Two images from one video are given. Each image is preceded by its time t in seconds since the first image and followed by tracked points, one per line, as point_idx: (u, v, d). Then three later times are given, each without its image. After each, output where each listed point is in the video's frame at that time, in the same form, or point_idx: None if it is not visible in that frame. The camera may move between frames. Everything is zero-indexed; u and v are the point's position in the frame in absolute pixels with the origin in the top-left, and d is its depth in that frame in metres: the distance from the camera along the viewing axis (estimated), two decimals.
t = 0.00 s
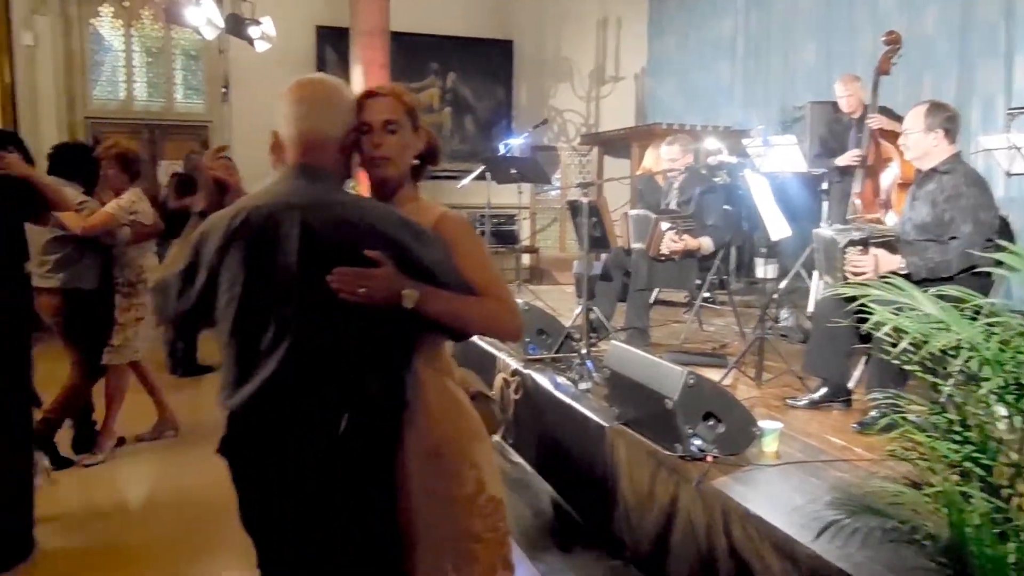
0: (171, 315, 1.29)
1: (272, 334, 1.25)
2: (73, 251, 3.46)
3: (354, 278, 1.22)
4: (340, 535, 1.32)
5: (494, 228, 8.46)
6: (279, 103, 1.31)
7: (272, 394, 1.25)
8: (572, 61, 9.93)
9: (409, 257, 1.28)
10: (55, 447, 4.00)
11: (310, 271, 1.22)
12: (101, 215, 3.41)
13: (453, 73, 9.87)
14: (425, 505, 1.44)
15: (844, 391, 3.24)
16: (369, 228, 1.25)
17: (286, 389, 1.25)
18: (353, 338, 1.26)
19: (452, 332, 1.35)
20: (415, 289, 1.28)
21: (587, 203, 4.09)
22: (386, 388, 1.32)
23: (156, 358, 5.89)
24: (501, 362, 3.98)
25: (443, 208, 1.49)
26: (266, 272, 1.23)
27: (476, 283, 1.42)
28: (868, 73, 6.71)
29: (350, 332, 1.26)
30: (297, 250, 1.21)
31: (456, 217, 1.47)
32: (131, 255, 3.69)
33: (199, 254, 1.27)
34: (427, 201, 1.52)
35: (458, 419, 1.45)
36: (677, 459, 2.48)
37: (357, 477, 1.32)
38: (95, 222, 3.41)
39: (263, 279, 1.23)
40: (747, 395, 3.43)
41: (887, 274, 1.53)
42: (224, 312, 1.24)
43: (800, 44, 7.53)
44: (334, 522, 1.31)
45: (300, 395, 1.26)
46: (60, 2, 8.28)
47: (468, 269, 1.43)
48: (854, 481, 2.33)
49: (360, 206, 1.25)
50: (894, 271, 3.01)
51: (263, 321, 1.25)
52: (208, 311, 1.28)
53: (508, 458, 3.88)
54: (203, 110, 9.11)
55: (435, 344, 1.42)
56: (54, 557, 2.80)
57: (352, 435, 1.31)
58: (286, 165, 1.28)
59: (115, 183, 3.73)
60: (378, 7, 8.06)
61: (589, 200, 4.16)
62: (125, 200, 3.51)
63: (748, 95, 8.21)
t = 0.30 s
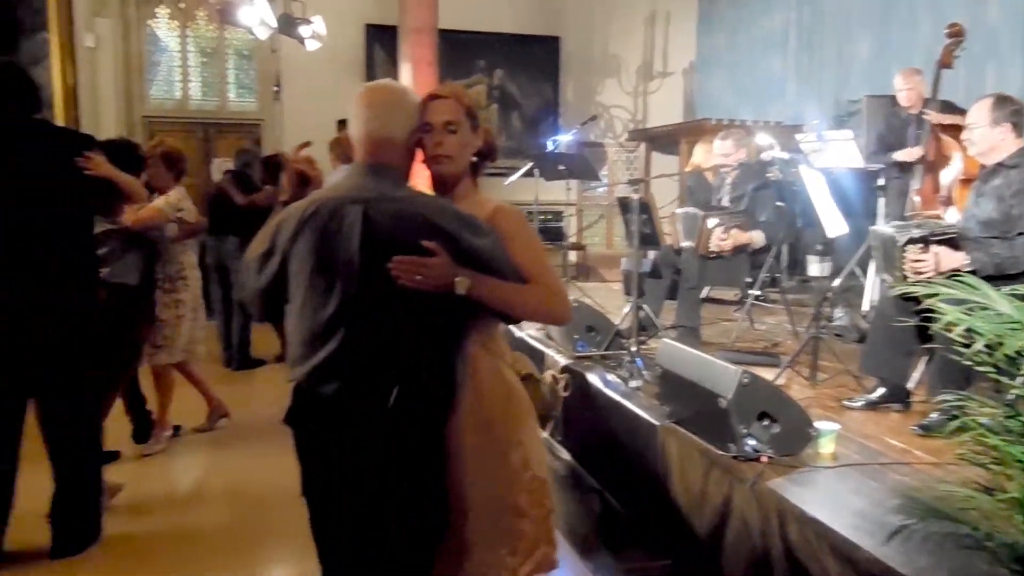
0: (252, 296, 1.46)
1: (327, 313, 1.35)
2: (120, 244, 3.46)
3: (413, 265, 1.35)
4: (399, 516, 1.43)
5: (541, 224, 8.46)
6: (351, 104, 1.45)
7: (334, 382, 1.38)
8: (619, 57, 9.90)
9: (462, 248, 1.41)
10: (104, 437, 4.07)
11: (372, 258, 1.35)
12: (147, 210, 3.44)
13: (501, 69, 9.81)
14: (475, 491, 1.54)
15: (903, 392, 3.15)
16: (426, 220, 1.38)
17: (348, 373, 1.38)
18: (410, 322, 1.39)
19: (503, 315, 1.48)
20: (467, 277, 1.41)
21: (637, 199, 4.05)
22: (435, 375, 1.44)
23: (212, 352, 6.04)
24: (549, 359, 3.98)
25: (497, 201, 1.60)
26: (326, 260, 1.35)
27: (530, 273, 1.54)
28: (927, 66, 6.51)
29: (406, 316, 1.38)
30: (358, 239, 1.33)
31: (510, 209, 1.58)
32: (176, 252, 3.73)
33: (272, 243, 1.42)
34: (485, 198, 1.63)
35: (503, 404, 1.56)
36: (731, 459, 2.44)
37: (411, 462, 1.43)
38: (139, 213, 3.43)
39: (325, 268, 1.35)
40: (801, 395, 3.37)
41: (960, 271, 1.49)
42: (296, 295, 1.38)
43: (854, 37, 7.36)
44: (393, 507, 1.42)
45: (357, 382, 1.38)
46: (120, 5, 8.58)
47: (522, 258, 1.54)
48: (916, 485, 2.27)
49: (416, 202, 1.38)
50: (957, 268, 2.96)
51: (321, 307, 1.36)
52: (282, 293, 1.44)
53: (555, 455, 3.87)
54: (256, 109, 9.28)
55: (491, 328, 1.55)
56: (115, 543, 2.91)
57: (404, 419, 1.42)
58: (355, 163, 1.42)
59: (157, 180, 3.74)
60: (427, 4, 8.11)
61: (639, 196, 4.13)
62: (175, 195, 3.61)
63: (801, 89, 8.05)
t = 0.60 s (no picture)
0: (323, 277, 1.75)
1: (381, 299, 1.62)
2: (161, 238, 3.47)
3: (454, 258, 1.60)
4: (427, 507, 1.68)
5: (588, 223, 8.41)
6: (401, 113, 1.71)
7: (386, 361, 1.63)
8: (669, 55, 9.80)
9: (500, 238, 1.70)
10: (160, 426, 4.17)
11: (425, 253, 1.62)
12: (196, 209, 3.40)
13: (548, 67, 9.81)
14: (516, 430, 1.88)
15: (961, 398, 3.08)
16: (469, 214, 1.66)
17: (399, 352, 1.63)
18: (461, 302, 1.68)
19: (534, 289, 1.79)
20: (504, 263, 1.70)
21: (689, 198, 4.01)
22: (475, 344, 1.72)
23: (263, 346, 6.16)
24: (596, 357, 3.95)
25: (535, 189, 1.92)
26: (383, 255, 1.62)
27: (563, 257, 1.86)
28: (990, 61, 6.30)
29: (458, 298, 1.67)
30: (409, 235, 1.60)
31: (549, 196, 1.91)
32: (220, 247, 3.72)
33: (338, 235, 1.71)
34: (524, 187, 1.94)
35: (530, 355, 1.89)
36: (783, 463, 2.40)
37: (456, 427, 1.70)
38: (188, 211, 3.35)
39: (383, 262, 1.63)
40: (855, 399, 3.30)
41: None
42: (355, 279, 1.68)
43: (914, 32, 7.16)
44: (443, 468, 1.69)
45: (411, 364, 1.63)
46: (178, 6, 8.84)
47: (554, 235, 1.87)
48: (977, 493, 2.21)
49: (461, 202, 1.65)
50: None
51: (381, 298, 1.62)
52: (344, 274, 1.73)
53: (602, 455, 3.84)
54: (307, 107, 9.41)
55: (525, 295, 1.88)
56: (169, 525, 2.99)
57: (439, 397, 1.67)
58: (407, 161, 1.68)
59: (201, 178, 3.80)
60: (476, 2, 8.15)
61: (690, 195, 4.09)
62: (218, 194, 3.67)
63: (856, 86, 7.85)
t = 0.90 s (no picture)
0: (373, 274, 1.85)
1: (430, 292, 1.74)
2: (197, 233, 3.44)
3: (489, 252, 1.69)
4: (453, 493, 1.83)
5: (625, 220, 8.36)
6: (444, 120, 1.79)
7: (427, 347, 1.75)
8: (707, 50, 9.68)
9: (534, 234, 1.75)
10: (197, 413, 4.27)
11: (464, 249, 1.71)
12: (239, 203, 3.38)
13: (585, 64, 9.77)
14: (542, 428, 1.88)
15: (1012, 401, 3.00)
16: (503, 213, 1.72)
17: (440, 342, 1.74)
18: (498, 295, 1.76)
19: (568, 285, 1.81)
20: (537, 258, 1.74)
21: (729, 195, 3.97)
22: (510, 336, 1.79)
23: (302, 340, 6.25)
24: (634, 355, 3.93)
25: (572, 190, 1.91)
26: (427, 253, 1.73)
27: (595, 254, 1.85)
28: None
29: (495, 291, 1.75)
30: (450, 234, 1.70)
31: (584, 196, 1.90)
32: (254, 243, 3.73)
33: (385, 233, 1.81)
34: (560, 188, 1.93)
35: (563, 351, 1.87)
36: (826, 463, 2.37)
37: (479, 412, 1.80)
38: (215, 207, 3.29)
39: (428, 259, 1.73)
40: (900, 400, 3.23)
41: None
42: (401, 276, 1.78)
43: (962, 24, 6.98)
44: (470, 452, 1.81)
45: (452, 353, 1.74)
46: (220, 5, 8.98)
47: (586, 232, 1.87)
48: None
49: (498, 202, 1.71)
50: None
51: (430, 291, 1.74)
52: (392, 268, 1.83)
53: (640, 453, 3.81)
54: (345, 105, 9.50)
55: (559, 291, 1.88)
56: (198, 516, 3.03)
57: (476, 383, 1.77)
58: (449, 162, 1.76)
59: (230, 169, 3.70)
60: None
61: (730, 192, 4.04)
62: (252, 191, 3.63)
63: (900, 80, 7.68)
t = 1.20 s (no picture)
0: (413, 268, 1.90)
1: (470, 288, 1.74)
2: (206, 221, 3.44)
3: (522, 247, 1.67)
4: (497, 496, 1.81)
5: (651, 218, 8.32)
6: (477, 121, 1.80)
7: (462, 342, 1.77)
8: (735, 46, 9.60)
9: (560, 228, 1.75)
10: (222, 407, 4.33)
11: (497, 245, 1.71)
12: (248, 199, 3.32)
13: (612, 61, 9.74)
14: (567, 410, 2.00)
15: None
16: (535, 211, 1.72)
17: (475, 336, 1.75)
18: (528, 292, 1.76)
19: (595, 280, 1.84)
20: (565, 252, 1.76)
21: (758, 193, 3.94)
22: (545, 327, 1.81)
23: (329, 336, 6.30)
24: (660, 354, 3.91)
25: (594, 188, 1.99)
26: (462, 250, 1.74)
27: (618, 245, 1.92)
28: None
29: (526, 286, 1.75)
30: (485, 233, 1.71)
31: (606, 195, 1.98)
32: (263, 235, 3.70)
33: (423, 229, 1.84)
34: (584, 186, 2.01)
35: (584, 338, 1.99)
36: (855, 465, 2.34)
37: (516, 406, 1.79)
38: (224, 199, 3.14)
39: (465, 256, 1.74)
40: (932, 401, 3.18)
41: None
42: (439, 272, 1.79)
43: (997, 20, 6.87)
44: (506, 451, 1.80)
45: (485, 348, 1.75)
46: (249, 4, 9.08)
47: (607, 229, 1.94)
48: None
49: (530, 199, 1.72)
50: None
51: (466, 287, 1.75)
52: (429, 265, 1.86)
53: (665, 451, 3.79)
54: (371, 103, 9.56)
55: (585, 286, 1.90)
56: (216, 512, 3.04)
57: (507, 380, 1.77)
58: (482, 163, 1.78)
59: (247, 167, 3.65)
60: None
61: (759, 189, 4.01)
62: (265, 184, 3.54)
63: (933, 76, 7.57)
